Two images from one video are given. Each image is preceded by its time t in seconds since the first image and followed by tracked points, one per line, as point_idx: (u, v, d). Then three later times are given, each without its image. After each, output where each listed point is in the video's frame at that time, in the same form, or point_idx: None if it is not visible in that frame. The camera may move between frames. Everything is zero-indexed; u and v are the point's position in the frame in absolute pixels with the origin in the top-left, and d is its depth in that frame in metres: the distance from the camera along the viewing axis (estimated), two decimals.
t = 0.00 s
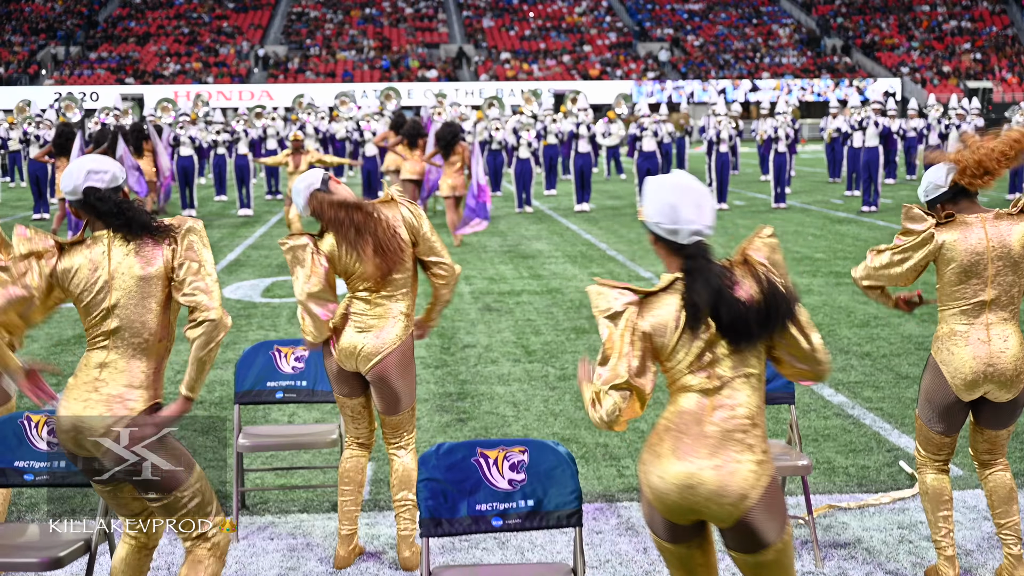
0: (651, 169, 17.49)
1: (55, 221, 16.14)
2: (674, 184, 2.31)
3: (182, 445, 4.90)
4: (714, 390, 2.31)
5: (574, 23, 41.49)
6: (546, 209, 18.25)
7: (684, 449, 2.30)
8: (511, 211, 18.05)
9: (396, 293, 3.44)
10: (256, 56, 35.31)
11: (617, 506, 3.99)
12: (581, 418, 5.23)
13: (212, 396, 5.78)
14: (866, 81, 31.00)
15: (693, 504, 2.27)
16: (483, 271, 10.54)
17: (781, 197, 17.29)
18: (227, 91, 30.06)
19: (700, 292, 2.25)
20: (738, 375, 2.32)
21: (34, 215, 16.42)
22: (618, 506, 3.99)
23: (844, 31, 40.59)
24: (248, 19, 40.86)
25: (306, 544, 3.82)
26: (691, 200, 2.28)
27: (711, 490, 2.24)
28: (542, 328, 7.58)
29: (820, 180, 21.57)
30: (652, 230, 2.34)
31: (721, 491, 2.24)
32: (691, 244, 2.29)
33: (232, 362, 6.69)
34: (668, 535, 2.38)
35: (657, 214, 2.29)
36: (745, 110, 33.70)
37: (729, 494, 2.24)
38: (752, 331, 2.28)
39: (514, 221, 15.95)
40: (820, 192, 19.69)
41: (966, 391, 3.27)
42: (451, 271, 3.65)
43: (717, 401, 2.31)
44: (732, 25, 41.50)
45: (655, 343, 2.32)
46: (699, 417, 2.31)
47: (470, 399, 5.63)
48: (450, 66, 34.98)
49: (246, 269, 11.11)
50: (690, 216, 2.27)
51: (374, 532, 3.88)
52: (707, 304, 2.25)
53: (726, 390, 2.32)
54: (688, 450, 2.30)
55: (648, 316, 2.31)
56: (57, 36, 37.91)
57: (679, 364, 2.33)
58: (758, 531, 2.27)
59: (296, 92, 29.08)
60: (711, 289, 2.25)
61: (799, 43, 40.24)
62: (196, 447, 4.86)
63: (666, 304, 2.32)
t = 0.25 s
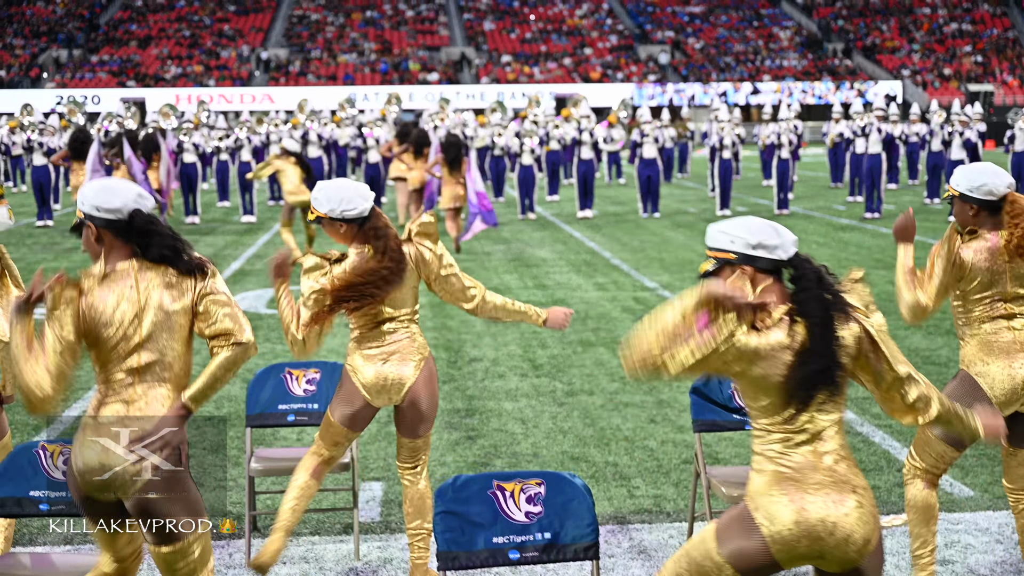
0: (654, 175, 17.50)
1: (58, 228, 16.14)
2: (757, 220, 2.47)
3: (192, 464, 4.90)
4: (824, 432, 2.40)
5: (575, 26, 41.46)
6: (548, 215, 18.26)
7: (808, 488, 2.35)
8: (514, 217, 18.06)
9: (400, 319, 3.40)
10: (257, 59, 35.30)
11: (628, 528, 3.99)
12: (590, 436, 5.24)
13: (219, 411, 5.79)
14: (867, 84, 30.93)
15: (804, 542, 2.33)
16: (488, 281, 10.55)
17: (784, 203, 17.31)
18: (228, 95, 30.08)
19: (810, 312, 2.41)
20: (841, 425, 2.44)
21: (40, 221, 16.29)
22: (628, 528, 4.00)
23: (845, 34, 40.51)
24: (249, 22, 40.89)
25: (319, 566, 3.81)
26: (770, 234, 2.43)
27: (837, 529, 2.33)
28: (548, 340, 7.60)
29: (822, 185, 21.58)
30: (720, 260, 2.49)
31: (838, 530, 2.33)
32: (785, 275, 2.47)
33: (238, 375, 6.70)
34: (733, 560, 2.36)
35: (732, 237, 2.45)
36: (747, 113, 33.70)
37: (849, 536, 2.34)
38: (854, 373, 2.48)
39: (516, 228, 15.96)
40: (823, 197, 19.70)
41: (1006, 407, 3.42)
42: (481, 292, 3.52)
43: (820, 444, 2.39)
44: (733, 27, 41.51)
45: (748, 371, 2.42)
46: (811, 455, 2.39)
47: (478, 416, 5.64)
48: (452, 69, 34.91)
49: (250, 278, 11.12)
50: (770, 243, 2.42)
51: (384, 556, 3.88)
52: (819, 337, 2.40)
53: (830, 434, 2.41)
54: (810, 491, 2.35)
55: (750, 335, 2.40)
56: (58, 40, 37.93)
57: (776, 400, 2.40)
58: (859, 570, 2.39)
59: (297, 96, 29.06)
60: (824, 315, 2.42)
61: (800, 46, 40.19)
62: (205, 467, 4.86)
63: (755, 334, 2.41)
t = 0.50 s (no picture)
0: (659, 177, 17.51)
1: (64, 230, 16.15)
2: (814, 243, 2.37)
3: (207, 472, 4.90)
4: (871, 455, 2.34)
5: (577, 27, 41.46)
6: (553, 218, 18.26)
7: (849, 516, 2.31)
8: (519, 220, 18.05)
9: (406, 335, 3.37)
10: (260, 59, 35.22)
11: (645, 539, 3.99)
12: (604, 444, 5.24)
13: (231, 419, 5.79)
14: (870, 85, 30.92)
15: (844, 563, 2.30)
16: (496, 285, 10.54)
17: (789, 205, 17.31)
18: (232, 95, 30.10)
19: (858, 333, 2.34)
20: (891, 447, 2.37)
21: (45, 223, 16.31)
22: (645, 539, 4.00)
23: (847, 34, 40.50)
24: (252, 22, 40.91)
25: None
26: (825, 256, 2.34)
27: (876, 552, 2.30)
28: (558, 346, 7.60)
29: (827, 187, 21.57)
30: (774, 282, 2.37)
31: (877, 555, 2.30)
32: (838, 293, 2.38)
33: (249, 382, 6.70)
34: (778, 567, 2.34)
35: (786, 258, 2.34)
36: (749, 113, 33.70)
37: (889, 560, 2.31)
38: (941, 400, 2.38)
39: (522, 231, 15.96)
40: (828, 199, 19.69)
41: (1010, 418, 3.39)
42: (494, 316, 3.36)
43: (862, 468, 2.33)
44: (736, 28, 41.49)
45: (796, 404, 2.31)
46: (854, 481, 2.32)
47: (490, 423, 5.64)
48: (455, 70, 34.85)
49: (258, 283, 11.12)
50: (824, 264, 2.33)
51: (401, 567, 3.87)
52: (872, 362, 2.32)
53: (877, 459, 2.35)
54: (850, 519, 2.31)
55: (788, 373, 2.31)
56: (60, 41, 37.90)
57: (825, 425, 2.31)
58: None
59: (301, 97, 29.05)
60: (880, 344, 2.32)
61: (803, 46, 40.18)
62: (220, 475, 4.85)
63: (806, 358, 2.31)
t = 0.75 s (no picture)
0: (664, 177, 17.50)
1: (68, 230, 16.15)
2: (827, 257, 2.49)
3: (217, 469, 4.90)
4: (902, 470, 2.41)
5: (580, 27, 41.39)
6: (557, 218, 18.25)
7: (889, 531, 2.34)
8: (523, 220, 18.04)
9: (413, 331, 3.37)
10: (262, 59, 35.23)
11: (656, 538, 3.99)
12: (613, 443, 5.23)
13: (240, 418, 5.79)
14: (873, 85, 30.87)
15: None
16: (501, 284, 10.54)
17: (794, 205, 17.29)
18: (234, 95, 30.07)
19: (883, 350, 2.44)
20: (920, 458, 2.44)
21: (50, 223, 16.31)
22: (657, 539, 3.99)
23: (850, 34, 40.43)
24: (254, 23, 40.85)
25: None
26: (840, 268, 2.47)
27: (915, 566, 2.32)
28: (565, 345, 7.60)
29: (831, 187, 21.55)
30: (790, 298, 2.50)
31: (918, 566, 2.32)
32: (855, 308, 2.49)
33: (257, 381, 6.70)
34: None
35: (803, 274, 2.46)
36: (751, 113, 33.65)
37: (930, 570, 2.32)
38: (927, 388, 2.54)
39: (527, 230, 15.96)
40: (833, 199, 19.67)
41: None
42: (497, 308, 3.38)
43: (897, 480, 2.40)
44: (738, 27, 41.41)
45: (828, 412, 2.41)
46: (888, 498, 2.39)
47: (499, 423, 5.63)
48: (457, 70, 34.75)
49: (263, 283, 11.13)
50: (841, 275, 2.44)
51: (412, 567, 3.87)
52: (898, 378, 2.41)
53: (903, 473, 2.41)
54: (890, 532, 2.34)
55: (826, 385, 2.41)
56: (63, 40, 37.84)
57: (849, 440, 2.42)
58: None
59: (304, 97, 29.01)
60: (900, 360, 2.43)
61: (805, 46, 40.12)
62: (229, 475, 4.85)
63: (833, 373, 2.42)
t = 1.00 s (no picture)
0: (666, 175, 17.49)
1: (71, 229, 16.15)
2: (830, 267, 2.36)
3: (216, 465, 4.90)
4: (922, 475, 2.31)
5: (581, 25, 41.39)
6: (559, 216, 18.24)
7: (911, 534, 2.26)
8: (525, 218, 18.03)
9: (423, 336, 3.34)
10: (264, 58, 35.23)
11: (655, 533, 3.98)
12: (613, 440, 5.22)
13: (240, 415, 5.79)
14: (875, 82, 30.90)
15: None
16: (502, 281, 10.54)
17: (796, 203, 17.28)
18: (237, 94, 30.08)
19: (882, 359, 2.28)
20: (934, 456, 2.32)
21: (51, 222, 16.30)
22: (656, 534, 3.98)
23: (852, 33, 40.45)
24: (256, 22, 40.81)
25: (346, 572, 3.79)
26: (846, 278, 2.33)
27: (939, 568, 2.23)
28: (565, 342, 7.60)
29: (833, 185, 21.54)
30: (798, 309, 2.37)
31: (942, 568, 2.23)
32: (866, 317, 2.37)
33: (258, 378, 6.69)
34: None
35: (808, 285, 2.34)
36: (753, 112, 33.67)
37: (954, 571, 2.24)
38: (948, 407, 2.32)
39: (528, 228, 15.96)
40: (835, 197, 19.66)
41: None
42: (495, 322, 3.39)
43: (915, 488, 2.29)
44: (740, 26, 41.42)
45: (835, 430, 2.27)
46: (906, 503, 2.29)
47: (499, 419, 5.62)
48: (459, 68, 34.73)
49: (264, 280, 11.12)
50: (847, 287, 2.31)
51: (411, 562, 3.86)
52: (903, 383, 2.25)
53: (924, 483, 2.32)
54: (911, 536, 2.26)
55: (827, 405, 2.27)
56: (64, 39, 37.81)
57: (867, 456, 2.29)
58: None
59: (305, 96, 29.01)
60: (899, 360, 2.27)
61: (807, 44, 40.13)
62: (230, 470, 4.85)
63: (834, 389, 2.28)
